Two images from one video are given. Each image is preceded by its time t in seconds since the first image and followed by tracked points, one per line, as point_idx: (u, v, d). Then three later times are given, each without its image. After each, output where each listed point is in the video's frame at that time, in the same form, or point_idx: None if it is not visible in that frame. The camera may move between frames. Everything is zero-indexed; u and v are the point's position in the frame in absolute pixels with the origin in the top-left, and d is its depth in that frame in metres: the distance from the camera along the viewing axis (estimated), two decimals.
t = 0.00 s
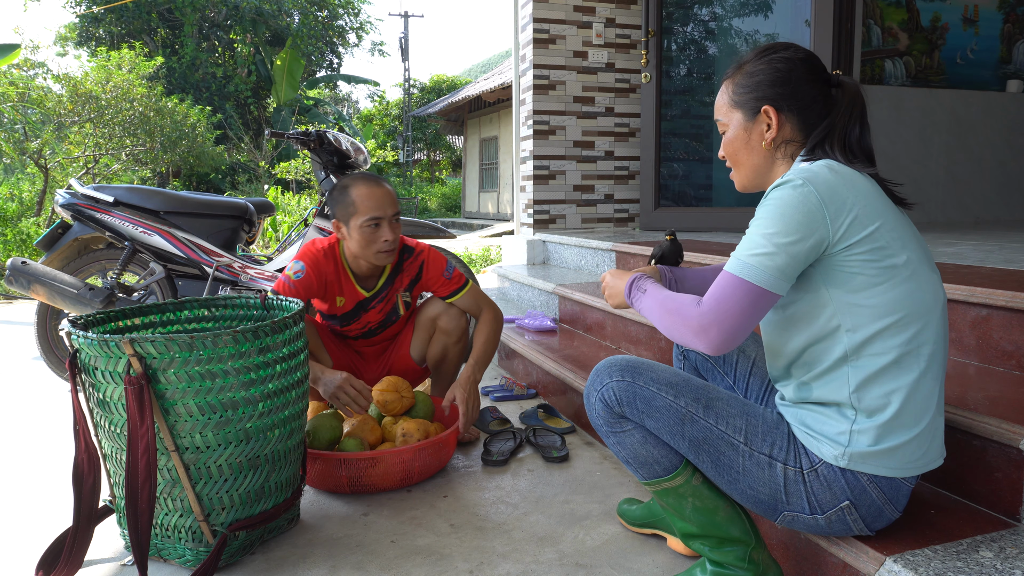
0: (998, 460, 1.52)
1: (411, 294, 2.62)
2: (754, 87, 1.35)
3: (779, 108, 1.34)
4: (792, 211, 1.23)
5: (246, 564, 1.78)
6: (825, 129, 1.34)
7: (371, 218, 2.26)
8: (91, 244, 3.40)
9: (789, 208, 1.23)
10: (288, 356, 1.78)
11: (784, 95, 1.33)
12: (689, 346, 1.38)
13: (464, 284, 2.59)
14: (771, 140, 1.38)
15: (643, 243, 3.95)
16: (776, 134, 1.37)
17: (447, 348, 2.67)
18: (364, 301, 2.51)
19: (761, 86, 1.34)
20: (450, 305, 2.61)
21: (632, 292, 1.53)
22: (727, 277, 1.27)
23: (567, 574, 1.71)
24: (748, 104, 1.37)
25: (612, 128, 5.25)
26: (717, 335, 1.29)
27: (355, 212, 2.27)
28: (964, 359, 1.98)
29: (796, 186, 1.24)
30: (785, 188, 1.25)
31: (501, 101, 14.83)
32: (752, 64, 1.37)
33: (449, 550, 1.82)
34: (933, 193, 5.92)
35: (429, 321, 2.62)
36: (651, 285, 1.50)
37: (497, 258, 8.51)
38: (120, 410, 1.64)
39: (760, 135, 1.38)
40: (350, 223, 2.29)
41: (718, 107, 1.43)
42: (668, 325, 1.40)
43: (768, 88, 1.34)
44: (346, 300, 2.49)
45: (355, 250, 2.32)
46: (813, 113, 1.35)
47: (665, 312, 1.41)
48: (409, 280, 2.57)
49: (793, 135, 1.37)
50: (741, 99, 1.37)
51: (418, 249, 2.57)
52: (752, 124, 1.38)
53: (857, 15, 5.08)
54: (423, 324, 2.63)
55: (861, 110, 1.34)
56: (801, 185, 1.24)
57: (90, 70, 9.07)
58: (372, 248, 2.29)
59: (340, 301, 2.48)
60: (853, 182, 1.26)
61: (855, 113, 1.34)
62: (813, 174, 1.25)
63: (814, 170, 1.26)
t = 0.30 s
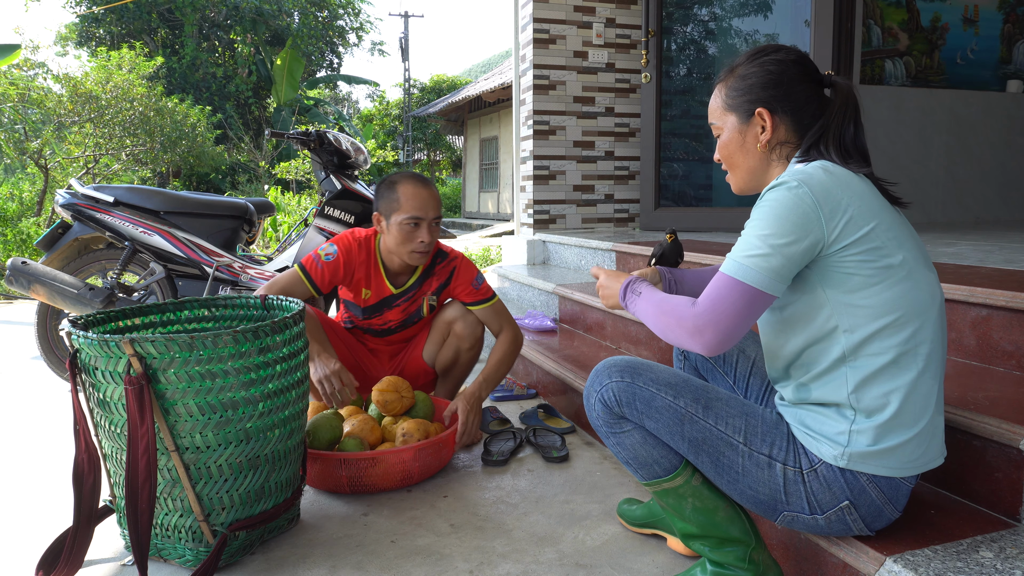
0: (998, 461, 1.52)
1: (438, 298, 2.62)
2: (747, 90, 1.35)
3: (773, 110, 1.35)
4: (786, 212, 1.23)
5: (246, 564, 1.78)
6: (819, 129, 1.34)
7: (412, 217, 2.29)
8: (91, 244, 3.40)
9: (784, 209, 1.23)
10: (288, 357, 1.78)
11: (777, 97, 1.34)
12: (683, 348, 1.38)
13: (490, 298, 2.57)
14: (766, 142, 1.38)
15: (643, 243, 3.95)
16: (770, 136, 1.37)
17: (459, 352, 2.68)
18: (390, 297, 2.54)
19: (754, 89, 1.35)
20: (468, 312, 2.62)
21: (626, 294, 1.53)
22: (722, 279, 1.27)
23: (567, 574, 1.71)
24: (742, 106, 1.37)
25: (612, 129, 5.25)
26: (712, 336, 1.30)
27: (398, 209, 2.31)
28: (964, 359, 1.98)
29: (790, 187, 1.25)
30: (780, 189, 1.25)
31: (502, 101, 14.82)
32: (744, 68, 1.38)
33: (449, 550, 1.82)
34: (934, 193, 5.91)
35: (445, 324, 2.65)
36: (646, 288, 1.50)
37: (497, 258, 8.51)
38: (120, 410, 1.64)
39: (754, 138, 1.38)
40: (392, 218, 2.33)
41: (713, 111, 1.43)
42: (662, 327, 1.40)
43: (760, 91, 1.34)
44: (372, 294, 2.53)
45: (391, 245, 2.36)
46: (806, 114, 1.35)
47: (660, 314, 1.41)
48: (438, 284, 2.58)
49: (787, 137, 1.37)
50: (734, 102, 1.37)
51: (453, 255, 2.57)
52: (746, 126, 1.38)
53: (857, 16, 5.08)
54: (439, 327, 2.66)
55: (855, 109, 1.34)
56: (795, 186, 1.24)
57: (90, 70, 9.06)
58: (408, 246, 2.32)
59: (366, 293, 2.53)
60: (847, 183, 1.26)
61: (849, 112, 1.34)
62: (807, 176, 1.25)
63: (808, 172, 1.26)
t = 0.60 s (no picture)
0: (998, 461, 1.52)
1: (455, 300, 2.62)
2: (743, 90, 1.35)
3: (769, 110, 1.34)
4: (783, 212, 1.23)
5: (246, 564, 1.78)
6: (815, 129, 1.33)
7: (436, 213, 2.30)
8: (91, 243, 3.39)
9: (781, 208, 1.23)
10: (288, 356, 1.78)
11: (773, 98, 1.34)
12: (680, 344, 1.37)
13: (505, 305, 2.58)
14: (763, 142, 1.38)
15: (643, 243, 3.94)
16: (767, 136, 1.37)
17: (467, 354, 2.68)
18: (409, 295, 2.56)
19: (750, 89, 1.35)
20: (480, 315, 2.61)
21: (629, 290, 1.52)
22: (721, 276, 1.26)
23: (568, 574, 1.71)
24: (738, 107, 1.37)
25: (612, 129, 5.25)
26: (709, 334, 1.29)
27: (421, 206, 2.32)
28: (964, 359, 1.98)
29: (788, 187, 1.24)
30: (777, 188, 1.25)
31: (501, 101, 14.82)
32: (741, 68, 1.38)
33: (449, 550, 1.82)
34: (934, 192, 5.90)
35: (457, 325, 2.64)
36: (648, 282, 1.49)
37: (497, 258, 8.50)
38: (120, 410, 1.64)
39: (751, 137, 1.38)
40: (415, 215, 2.34)
41: (711, 111, 1.43)
42: (661, 323, 1.39)
43: (756, 91, 1.34)
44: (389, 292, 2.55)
45: (415, 241, 2.37)
46: (802, 114, 1.35)
47: (660, 309, 1.40)
48: (457, 285, 2.59)
49: (785, 137, 1.37)
50: (731, 103, 1.37)
51: (475, 259, 2.60)
52: (742, 126, 1.38)
53: (856, 15, 5.08)
54: (450, 327, 2.65)
55: (852, 110, 1.34)
56: (792, 186, 1.24)
57: (90, 70, 9.06)
58: (431, 242, 2.33)
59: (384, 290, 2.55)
60: (843, 182, 1.26)
61: (845, 113, 1.33)
62: (804, 176, 1.25)
63: (805, 171, 1.26)
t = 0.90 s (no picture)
0: (998, 460, 1.52)
1: (456, 298, 2.63)
2: (746, 89, 1.35)
3: (773, 108, 1.34)
4: (784, 210, 1.23)
5: (246, 564, 1.78)
6: (817, 128, 1.33)
7: (438, 211, 2.30)
8: (91, 243, 3.39)
9: (781, 206, 1.23)
10: (288, 356, 1.78)
11: (776, 96, 1.33)
12: (679, 342, 1.37)
13: (505, 303, 2.58)
14: (765, 141, 1.38)
15: (643, 243, 3.94)
16: (770, 135, 1.37)
17: (467, 352, 2.68)
18: (411, 293, 2.56)
19: (753, 87, 1.35)
20: (479, 312, 2.61)
21: (632, 291, 1.52)
22: (721, 272, 1.26)
23: (568, 574, 1.70)
24: (741, 105, 1.37)
25: (612, 128, 5.25)
26: (707, 330, 1.28)
27: (424, 203, 2.32)
28: (964, 359, 1.98)
29: (788, 185, 1.25)
30: (777, 187, 1.25)
31: (501, 100, 14.81)
32: (744, 66, 1.38)
33: (449, 550, 1.82)
34: (934, 192, 5.90)
35: (457, 322, 2.63)
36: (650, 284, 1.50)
37: (496, 258, 8.50)
38: (120, 410, 1.64)
39: (753, 136, 1.38)
40: (417, 214, 2.34)
41: (713, 110, 1.43)
42: (661, 321, 1.39)
43: (760, 89, 1.34)
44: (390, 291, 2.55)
45: (418, 240, 2.37)
46: (805, 114, 1.35)
47: (661, 307, 1.40)
48: (459, 283, 2.60)
49: (787, 136, 1.37)
50: (734, 101, 1.37)
51: (476, 257, 2.62)
52: (745, 125, 1.38)
53: (856, 15, 5.08)
54: (450, 325, 2.65)
55: (853, 111, 1.34)
56: (793, 184, 1.24)
57: (89, 70, 9.06)
58: (434, 239, 2.33)
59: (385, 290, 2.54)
60: (843, 182, 1.26)
61: (847, 113, 1.34)
62: (805, 175, 1.25)
63: (806, 170, 1.26)
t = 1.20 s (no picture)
0: (998, 460, 1.52)
1: (451, 297, 2.63)
2: (750, 88, 1.35)
3: (775, 108, 1.34)
4: (781, 210, 1.23)
5: (246, 564, 1.78)
6: (819, 128, 1.34)
7: (427, 210, 2.30)
8: (91, 243, 3.39)
9: (779, 205, 1.23)
10: (288, 357, 1.78)
11: (779, 96, 1.33)
12: (671, 338, 1.36)
13: (499, 300, 2.58)
14: (767, 141, 1.38)
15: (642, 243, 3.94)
16: (772, 134, 1.37)
17: (463, 351, 2.68)
18: (405, 293, 2.56)
19: (757, 87, 1.34)
20: (474, 310, 2.61)
21: (616, 283, 1.51)
22: (716, 270, 1.26)
23: (568, 574, 1.70)
24: (744, 104, 1.36)
25: (612, 128, 5.25)
26: (701, 328, 1.28)
27: (412, 204, 2.32)
28: (964, 359, 1.98)
29: (786, 184, 1.25)
30: (775, 186, 1.25)
31: (501, 100, 14.81)
32: (746, 65, 1.38)
33: (449, 550, 1.82)
34: (934, 192, 5.90)
35: (452, 321, 2.63)
36: (636, 277, 1.48)
37: (496, 258, 8.49)
38: (120, 410, 1.64)
39: (755, 136, 1.38)
40: (406, 213, 2.34)
41: (714, 109, 1.43)
42: (651, 316, 1.39)
43: (763, 89, 1.34)
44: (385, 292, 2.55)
45: (407, 240, 2.37)
46: (807, 114, 1.35)
47: (651, 303, 1.39)
48: (452, 282, 2.61)
49: (789, 136, 1.37)
50: (737, 100, 1.37)
51: (468, 255, 2.62)
52: (747, 124, 1.37)
53: (856, 15, 5.08)
54: (445, 324, 2.64)
55: (854, 112, 1.35)
56: (790, 184, 1.24)
57: (89, 70, 9.06)
58: (424, 239, 2.32)
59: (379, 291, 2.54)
60: (841, 181, 1.26)
61: (848, 114, 1.34)
62: (803, 175, 1.25)
63: (804, 171, 1.26)
